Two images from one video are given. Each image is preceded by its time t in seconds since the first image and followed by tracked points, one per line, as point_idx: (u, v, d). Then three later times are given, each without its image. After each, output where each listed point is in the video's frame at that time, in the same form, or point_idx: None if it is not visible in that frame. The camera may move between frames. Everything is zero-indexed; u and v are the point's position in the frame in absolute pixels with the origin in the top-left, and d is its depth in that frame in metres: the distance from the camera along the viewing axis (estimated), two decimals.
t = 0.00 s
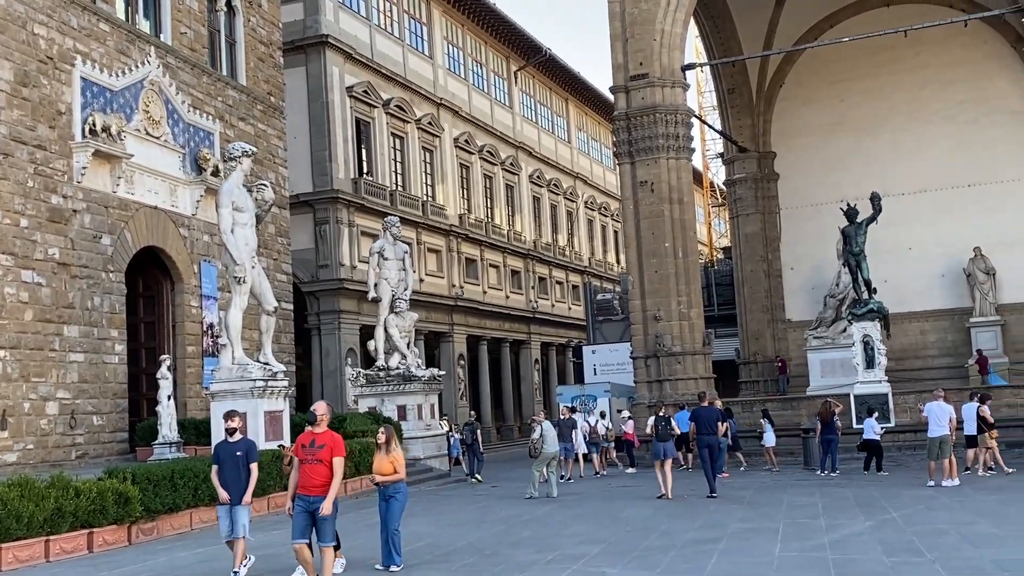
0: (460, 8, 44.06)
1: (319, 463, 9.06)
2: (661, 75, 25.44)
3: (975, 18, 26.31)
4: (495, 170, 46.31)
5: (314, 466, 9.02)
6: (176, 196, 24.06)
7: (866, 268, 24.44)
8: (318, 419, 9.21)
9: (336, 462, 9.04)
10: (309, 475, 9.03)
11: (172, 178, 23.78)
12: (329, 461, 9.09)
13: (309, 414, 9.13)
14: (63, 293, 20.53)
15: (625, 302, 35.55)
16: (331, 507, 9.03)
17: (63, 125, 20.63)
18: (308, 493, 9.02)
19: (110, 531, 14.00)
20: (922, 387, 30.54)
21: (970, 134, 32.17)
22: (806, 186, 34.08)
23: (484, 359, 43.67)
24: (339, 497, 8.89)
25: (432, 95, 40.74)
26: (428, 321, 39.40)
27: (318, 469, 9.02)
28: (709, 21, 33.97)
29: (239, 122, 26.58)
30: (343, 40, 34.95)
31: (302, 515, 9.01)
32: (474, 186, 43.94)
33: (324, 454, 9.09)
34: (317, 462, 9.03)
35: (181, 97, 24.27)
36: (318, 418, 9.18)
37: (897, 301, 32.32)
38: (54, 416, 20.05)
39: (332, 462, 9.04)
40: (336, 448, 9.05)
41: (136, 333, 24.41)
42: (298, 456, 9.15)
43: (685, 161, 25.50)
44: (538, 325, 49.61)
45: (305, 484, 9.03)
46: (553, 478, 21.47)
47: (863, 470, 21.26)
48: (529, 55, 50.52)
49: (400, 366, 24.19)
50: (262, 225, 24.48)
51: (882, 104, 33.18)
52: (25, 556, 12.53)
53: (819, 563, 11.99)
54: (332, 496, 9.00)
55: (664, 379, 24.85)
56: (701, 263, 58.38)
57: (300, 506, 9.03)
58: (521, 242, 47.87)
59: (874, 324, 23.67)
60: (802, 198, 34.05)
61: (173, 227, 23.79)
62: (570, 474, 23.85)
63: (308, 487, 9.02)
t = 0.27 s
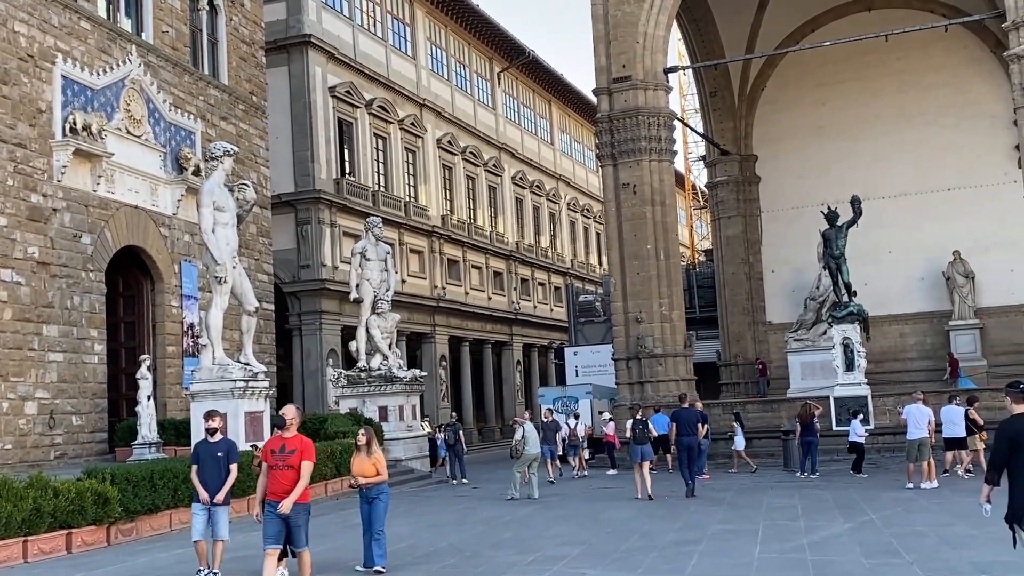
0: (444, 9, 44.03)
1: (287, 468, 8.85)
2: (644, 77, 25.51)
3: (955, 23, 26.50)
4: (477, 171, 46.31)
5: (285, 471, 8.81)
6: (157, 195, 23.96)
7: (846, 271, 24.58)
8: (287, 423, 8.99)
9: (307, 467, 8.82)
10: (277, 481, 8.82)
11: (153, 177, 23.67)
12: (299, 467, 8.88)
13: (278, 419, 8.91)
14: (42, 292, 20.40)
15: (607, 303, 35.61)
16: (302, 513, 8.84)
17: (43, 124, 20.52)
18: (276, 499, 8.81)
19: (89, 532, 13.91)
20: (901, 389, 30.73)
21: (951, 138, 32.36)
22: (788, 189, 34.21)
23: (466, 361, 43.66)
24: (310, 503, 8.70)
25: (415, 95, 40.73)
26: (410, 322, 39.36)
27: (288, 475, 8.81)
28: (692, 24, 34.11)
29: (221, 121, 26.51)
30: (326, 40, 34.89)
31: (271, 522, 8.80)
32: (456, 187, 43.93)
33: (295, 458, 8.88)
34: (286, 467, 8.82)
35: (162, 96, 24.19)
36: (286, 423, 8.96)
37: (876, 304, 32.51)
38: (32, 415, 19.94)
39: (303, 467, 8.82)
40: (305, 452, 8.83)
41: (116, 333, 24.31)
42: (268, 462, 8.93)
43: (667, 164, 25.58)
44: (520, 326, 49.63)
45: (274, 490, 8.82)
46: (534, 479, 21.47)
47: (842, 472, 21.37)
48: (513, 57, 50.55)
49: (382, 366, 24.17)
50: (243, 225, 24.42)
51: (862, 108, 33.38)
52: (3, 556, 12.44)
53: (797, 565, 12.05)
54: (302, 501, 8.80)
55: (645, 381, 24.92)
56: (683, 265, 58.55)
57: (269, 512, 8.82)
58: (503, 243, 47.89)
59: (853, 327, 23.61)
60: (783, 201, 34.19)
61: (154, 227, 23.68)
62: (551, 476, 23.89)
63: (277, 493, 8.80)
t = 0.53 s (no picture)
0: (426, 8, 43.99)
1: (251, 469, 8.67)
2: (626, 79, 25.56)
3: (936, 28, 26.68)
4: (459, 172, 46.31)
5: (248, 473, 8.62)
6: (137, 193, 23.84)
7: (825, 273, 24.71)
8: (249, 422, 8.82)
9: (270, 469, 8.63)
10: (241, 483, 8.64)
11: (133, 176, 23.54)
12: (263, 467, 8.69)
13: (239, 419, 8.72)
14: (20, 291, 20.25)
15: (588, 304, 35.66)
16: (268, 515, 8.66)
17: (21, 121, 20.36)
18: (240, 502, 8.63)
19: (67, 532, 13.82)
20: (879, 391, 30.96)
21: (930, 142, 32.60)
22: (769, 192, 34.37)
23: (448, 361, 43.62)
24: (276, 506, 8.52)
25: (397, 95, 40.70)
26: (391, 322, 39.32)
27: (252, 477, 8.62)
28: (673, 26, 34.07)
29: (202, 120, 26.41)
30: (307, 39, 34.80)
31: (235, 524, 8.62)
32: (438, 187, 43.89)
33: (259, 459, 8.69)
34: (251, 469, 8.64)
35: (142, 94, 24.07)
36: (249, 422, 8.77)
37: (855, 307, 32.70)
38: (9, 415, 19.79)
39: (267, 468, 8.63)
40: (270, 452, 8.65)
41: (95, 331, 24.17)
42: (230, 463, 8.74)
43: (648, 166, 25.65)
44: (502, 327, 49.65)
45: (238, 492, 8.63)
46: (514, 480, 21.46)
47: (821, 473, 21.49)
48: (496, 57, 50.56)
49: (362, 367, 24.14)
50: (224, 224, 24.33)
51: (842, 111, 33.59)
52: None
53: (776, 566, 12.12)
54: (267, 503, 8.63)
55: (626, 382, 24.99)
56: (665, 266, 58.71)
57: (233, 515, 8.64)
58: (485, 244, 47.89)
59: (834, 329, 23.94)
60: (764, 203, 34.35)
61: (134, 225, 23.56)
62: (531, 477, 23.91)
63: (241, 495, 8.62)
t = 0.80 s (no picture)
0: (409, 7, 43.91)
1: (219, 468, 8.57)
2: (608, 80, 25.61)
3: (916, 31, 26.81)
4: (441, 171, 46.24)
5: (217, 472, 8.53)
6: (116, 191, 23.70)
7: (805, 275, 24.82)
8: (217, 421, 8.73)
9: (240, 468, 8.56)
10: (209, 482, 8.54)
11: (112, 173, 23.39)
12: (232, 467, 8.61)
13: (208, 417, 8.62)
14: None
15: (569, 304, 35.69)
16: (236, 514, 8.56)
17: None
18: (208, 502, 8.52)
19: (44, 530, 13.73)
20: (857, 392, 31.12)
21: (909, 145, 32.80)
22: (749, 193, 34.51)
23: (428, 361, 43.57)
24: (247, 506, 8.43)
25: (379, 94, 40.62)
26: (372, 321, 39.23)
27: (222, 476, 8.53)
28: (655, 27, 34.17)
29: (182, 117, 26.28)
30: (289, 37, 34.69)
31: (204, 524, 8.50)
32: (419, 186, 43.83)
33: (228, 458, 8.62)
34: (219, 468, 8.54)
35: (122, 90, 23.93)
36: (217, 421, 8.69)
37: (834, 308, 32.88)
38: None
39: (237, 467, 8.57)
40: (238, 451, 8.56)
41: (73, 329, 24.03)
42: (197, 463, 8.62)
43: (630, 167, 25.71)
44: (482, 327, 49.63)
45: (206, 492, 8.52)
46: (494, 480, 21.46)
47: (799, 473, 21.59)
48: (478, 56, 50.54)
49: (342, 366, 24.08)
50: (203, 223, 24.21)
51: (823, 113, 33.74)
52: None
53: (754, 566, 12.15)
54: (236, 502, 8.54)
55: (606, 383, 25.04)
56: (646, 267, 58.82)
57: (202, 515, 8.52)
58: (466, 243, 47.86)
59: (811, 330, 23.95)
60: (744, 204, 34.49)
61: (112, 222, 23.43)
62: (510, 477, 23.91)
63: (209, 495, 8.51)
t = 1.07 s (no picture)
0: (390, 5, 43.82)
1: (189, 474, 8.12)
2: (589, 79, 25.65)
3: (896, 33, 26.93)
4: (422, 169, 46.19)
5: (187, 478, 8.08)
6: (95, 186, 23.54)
7: (784, 276, 24.93)
8: (188, 423, 8.25)
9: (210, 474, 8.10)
10: (178, 488, 8.08)
11: (91, 169, 23.23)
12: (203, 473, 8.17)
13: (179, 420, 8.16)
14: None
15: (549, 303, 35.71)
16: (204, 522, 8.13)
17: None
18: (177, 508, 8.08)
19: (20, 528, 13.61)
20: (836, 392, 31.30)
21: (888, 146, 33.01)
22: (729, 193, 34.63)
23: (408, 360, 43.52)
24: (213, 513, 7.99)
25: (361, 91, 40.54)
26: (352, 319, 39.15)
27: (191, 482, 8.09)
28: (637, 28, 34.28)
29: (162, 113, 26.14)
30: (270, 34, 34.57)
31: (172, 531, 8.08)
32: (400, 184, 43.77)
33: (199, 463, 8.16)
34: (189, 474, 8.10)
35: (102, 86, 23.77)
36: (189, 424, 8.24)
37: (813, 309, 33.06)
38: None
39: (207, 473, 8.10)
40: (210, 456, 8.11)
41: (50, 326, 23.84)
42: (166, 467, 8.16)
43: (611, 166, 25.76)
44: (463, 326, 49.61)
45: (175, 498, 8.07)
46: (473, 478, 21.46)
47: (778, 473, 21.69)
48: (459, 55, 50.50)
49: (322, 364, 24.02)
50: (182, 220, 24.07)
51: (803, 114, 33.91)
52: None
53: (733, 565, 12.20)
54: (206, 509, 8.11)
55: (586, 382, 25.07)
56: (626, 266, 58.94)
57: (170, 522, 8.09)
58: (447, 242, 47.82)
59: (791, 330, 24.14)
60: (724, 204, 34.61)
61: (91, 219, 23.26)
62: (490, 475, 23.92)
63: (178, 501, 8.07)
